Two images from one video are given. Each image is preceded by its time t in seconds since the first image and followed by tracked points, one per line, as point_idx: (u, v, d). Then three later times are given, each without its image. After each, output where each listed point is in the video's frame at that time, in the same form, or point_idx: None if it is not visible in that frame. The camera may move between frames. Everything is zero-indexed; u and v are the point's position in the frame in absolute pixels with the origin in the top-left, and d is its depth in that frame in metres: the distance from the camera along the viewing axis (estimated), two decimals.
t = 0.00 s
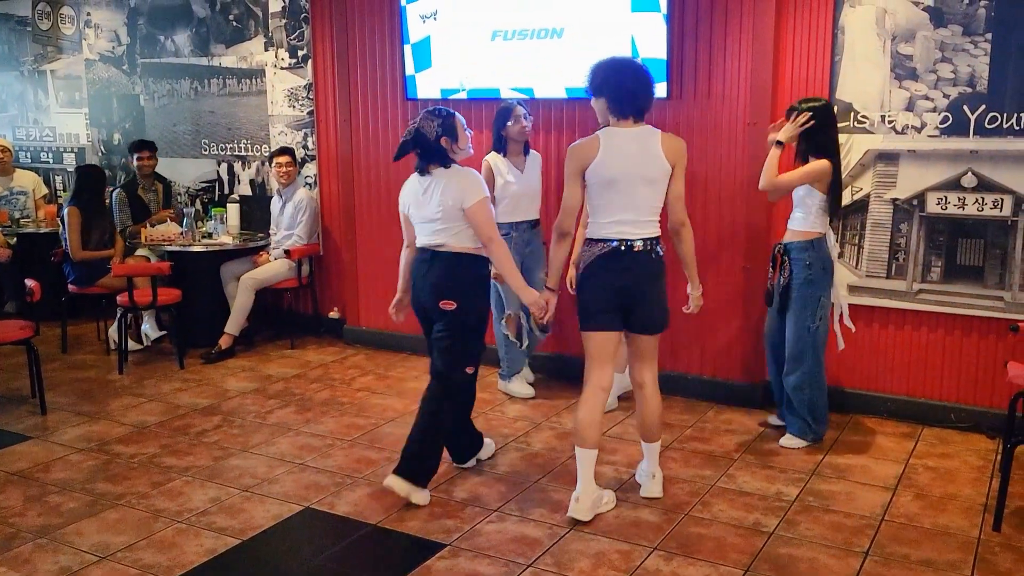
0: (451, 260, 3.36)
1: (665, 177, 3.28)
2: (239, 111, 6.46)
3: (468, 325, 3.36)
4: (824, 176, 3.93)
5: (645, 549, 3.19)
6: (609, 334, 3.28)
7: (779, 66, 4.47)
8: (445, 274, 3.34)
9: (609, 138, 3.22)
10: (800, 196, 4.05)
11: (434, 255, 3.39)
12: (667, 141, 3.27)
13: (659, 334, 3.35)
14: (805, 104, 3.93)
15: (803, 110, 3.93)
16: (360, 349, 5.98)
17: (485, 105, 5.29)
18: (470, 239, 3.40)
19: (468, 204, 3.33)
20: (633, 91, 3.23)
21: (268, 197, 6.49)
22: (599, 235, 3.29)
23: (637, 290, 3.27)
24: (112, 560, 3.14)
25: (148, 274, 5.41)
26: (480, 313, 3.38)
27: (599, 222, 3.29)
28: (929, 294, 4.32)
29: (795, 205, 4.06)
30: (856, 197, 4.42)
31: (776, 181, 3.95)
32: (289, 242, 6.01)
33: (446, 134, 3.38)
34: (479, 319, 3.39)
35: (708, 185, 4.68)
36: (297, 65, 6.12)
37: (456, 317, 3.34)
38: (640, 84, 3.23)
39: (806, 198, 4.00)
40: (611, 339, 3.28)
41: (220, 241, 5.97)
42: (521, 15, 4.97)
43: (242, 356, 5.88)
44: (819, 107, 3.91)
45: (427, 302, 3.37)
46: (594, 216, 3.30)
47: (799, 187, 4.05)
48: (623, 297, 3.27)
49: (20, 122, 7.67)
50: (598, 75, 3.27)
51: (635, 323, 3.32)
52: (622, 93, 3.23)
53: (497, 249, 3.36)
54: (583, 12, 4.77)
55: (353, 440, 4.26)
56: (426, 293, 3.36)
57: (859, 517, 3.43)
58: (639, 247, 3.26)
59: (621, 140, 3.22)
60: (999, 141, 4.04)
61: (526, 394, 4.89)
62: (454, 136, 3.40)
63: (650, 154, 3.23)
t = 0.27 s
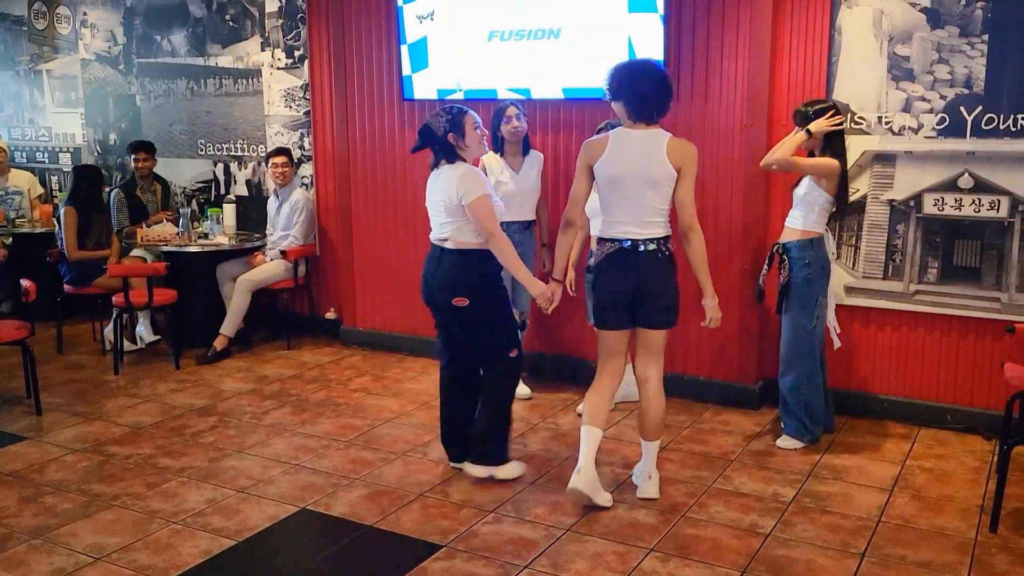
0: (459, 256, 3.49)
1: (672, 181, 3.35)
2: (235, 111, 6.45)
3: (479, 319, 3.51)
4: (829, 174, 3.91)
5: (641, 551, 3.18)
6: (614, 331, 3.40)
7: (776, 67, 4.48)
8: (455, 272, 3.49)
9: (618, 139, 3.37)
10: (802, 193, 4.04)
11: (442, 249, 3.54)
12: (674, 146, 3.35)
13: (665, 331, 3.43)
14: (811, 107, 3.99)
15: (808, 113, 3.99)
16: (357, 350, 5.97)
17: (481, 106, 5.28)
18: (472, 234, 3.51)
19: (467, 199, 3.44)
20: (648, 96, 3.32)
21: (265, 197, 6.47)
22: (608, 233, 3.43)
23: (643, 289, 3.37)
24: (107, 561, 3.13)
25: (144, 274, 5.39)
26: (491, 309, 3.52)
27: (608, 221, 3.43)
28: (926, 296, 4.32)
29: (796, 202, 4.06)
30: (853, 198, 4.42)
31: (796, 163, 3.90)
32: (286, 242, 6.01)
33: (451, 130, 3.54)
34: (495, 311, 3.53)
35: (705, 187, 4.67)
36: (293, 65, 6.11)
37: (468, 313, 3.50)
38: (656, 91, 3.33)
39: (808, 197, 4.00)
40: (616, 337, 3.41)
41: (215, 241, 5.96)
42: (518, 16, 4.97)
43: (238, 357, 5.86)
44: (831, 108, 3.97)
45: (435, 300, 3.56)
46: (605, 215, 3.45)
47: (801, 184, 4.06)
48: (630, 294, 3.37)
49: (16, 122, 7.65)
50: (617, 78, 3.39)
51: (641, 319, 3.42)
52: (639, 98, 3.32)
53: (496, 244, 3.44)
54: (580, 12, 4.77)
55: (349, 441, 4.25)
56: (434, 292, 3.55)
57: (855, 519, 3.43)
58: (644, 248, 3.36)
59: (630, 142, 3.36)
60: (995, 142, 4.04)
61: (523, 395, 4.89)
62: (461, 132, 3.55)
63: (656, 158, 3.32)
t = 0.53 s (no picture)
0: (476, 256, 3.59)
1: (670, 179, 3.37)
2: (231, 111, 6.44)
3: (496, 314, 3.62)
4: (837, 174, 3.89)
5: (638, 551, 3.18)
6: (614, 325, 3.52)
7: (772, 68, 4.48)
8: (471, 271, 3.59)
9: (622, 136, 3.44)
10: (806, 193, 4.04)
11: (456, 249, 3.64)
12: (673, 145, 3.36)
13: (662, 328, 3.45)
14: (813, 108, 3.97)
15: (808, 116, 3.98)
16: (353, 350, 5.97)
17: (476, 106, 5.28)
18: (485, 236, 3.59)
19: (481, 204, 3.51)
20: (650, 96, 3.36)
21: (261, 197, 6.47)
22: (608, 228, 3.49)
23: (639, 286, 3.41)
24: (102, 562, 3.12)
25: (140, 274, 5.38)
26: (509, 304, 3.63)
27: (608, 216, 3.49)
28: (921, 296, 4.32)
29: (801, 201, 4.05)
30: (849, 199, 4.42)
31: (811, 151, 3.84)
32: (282, 243, 6.00)
33: (477, 133, 3.59)
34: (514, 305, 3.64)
35: (701, 186, 4.68)
36: (289, 65, 6.11)
37: (488, 310, 3.61)
38: (660, 90, 3.36)
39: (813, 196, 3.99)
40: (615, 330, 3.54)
41: (211, 241, 5.95)
42: (515, 16, 4.96)
43: (234, 357, 5.85)
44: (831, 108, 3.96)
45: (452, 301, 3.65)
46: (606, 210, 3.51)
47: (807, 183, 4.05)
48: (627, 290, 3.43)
49: (11, 122, 7.64)
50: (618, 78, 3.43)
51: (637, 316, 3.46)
52: (641, 97, 3.37)
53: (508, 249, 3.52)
54: (576, 13, 4.77)
55: (345, 442, 4.25)
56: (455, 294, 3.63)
57: (851, 519, 3.43)
58: (640, 244, 3.40)
59: (632, 139, 3.41)
60: (991, 142, 4.05)
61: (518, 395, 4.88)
62: (487, 136, 3.60)
63: (655, 155, 3.36)
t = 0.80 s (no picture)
0: (507, 251, 3.71)
1: (659, 179, 3.43)
2: (228, 111, 6.44)
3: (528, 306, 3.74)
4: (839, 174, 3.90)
5: (634, 551, 3.18)
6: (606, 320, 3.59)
7: (768, 69, 4.49)
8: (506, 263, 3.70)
9: (614, 136, 3.50)
10: (808, 194, 4.03)
11: (487, 245, 3.73)
12: (661, 145, 3.41)
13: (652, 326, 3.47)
14: (812, 112, 3.99)
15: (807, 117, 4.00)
16: (350, 351, 5.96)
17: (473, 106, 5.28)
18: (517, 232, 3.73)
19: (523, 202, 3.67)
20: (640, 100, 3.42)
21: (257, 197, 6.46)
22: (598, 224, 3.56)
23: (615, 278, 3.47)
24: (98, 562, 3.12)
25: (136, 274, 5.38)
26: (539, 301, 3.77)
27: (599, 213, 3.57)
28: (917, 296, 4.33)
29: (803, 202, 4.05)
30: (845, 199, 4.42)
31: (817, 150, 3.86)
32: (279, 243, 5.99)
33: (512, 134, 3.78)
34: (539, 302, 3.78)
35: (696, 187, 4.68)
36: (286, 66, 6.11)
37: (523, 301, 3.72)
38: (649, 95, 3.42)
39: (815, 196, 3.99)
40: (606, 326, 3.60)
41: (208, 242, 5.96)
42: (511, 16, 4.96)
43: (230, 357, 5.85)
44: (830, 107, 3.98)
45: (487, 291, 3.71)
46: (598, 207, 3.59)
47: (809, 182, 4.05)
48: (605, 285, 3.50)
49: (7, 122, 7.62)
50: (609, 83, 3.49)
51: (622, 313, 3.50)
52: (631, 102, 3.43)
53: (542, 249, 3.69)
54: (572, 13, 4.78)
55: (341, 442, 4.25)
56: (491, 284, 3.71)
57: (847, 519, 3.44)
58: (624, 239, 3.46)
59: (623, 139, 3.47)
60: (987, 143, 4.05)
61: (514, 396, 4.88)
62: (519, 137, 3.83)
63: (643, 156, 3.41)
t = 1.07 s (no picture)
0: (527, 245, 3.82)
1: (650, 178, 3.55)
2: (225, 111, 6.44)
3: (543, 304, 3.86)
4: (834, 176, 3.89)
5: (631, 551, 3.18)
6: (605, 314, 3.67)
7: (765, 70, 4.49)
8: (519, 263, 3.81)
9: (608, 137, 3.61)
10: (803, 194, 4.01)
11: (506, 239, 3.82)
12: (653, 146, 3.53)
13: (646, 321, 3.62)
14: (821, 109, 3.97)
15: (817, 113, 3.97)
16: (347, 351, 5.96)
17: (470, 107, 5.28)
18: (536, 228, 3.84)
19: (545, 198, 3.79)
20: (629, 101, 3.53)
21: (254, 198, 6.46)
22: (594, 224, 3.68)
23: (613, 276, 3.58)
24: (94, 564, 3.12)
25: (133, 275, 5.37)
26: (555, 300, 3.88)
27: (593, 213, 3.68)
28: (914, 296, 4.33)
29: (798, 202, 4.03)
30: (842, 200, 4.43)
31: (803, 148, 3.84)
32: (275, 244, 5.98)
33: (528, 129, 3.81)
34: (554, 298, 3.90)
35: (693, 187, 4.69)
36: (283, 66, 6.10)
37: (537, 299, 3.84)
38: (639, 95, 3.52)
39: (811, 197, 3.97)
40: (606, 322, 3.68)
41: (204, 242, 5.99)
42: (508, 17, 4.96)
43: (227, 358, 5.85)
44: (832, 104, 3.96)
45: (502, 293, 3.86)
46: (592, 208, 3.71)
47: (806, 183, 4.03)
48: (603, 284, 3.61)
49: (3, 122, 7.62)
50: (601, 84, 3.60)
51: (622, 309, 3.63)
52: (622, 103, 3.54)
53: (560, 244, 3.84)
54: (570, 14, 4.78)
55: (338, 443, 4.25)
56: (506, 287, 3.84)
57: (843, 519, 3.44)
58: (623, 238, 3.58)
59: (615, 139, 3.59)
60: (983, 143, 4.06)
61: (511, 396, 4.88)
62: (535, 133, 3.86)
63: (634, 154, 3.54)
